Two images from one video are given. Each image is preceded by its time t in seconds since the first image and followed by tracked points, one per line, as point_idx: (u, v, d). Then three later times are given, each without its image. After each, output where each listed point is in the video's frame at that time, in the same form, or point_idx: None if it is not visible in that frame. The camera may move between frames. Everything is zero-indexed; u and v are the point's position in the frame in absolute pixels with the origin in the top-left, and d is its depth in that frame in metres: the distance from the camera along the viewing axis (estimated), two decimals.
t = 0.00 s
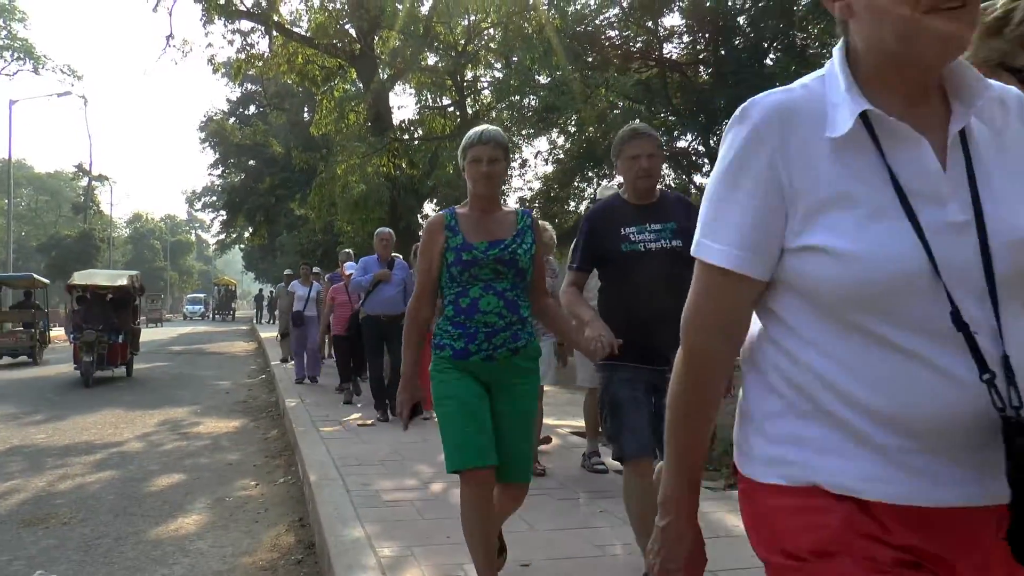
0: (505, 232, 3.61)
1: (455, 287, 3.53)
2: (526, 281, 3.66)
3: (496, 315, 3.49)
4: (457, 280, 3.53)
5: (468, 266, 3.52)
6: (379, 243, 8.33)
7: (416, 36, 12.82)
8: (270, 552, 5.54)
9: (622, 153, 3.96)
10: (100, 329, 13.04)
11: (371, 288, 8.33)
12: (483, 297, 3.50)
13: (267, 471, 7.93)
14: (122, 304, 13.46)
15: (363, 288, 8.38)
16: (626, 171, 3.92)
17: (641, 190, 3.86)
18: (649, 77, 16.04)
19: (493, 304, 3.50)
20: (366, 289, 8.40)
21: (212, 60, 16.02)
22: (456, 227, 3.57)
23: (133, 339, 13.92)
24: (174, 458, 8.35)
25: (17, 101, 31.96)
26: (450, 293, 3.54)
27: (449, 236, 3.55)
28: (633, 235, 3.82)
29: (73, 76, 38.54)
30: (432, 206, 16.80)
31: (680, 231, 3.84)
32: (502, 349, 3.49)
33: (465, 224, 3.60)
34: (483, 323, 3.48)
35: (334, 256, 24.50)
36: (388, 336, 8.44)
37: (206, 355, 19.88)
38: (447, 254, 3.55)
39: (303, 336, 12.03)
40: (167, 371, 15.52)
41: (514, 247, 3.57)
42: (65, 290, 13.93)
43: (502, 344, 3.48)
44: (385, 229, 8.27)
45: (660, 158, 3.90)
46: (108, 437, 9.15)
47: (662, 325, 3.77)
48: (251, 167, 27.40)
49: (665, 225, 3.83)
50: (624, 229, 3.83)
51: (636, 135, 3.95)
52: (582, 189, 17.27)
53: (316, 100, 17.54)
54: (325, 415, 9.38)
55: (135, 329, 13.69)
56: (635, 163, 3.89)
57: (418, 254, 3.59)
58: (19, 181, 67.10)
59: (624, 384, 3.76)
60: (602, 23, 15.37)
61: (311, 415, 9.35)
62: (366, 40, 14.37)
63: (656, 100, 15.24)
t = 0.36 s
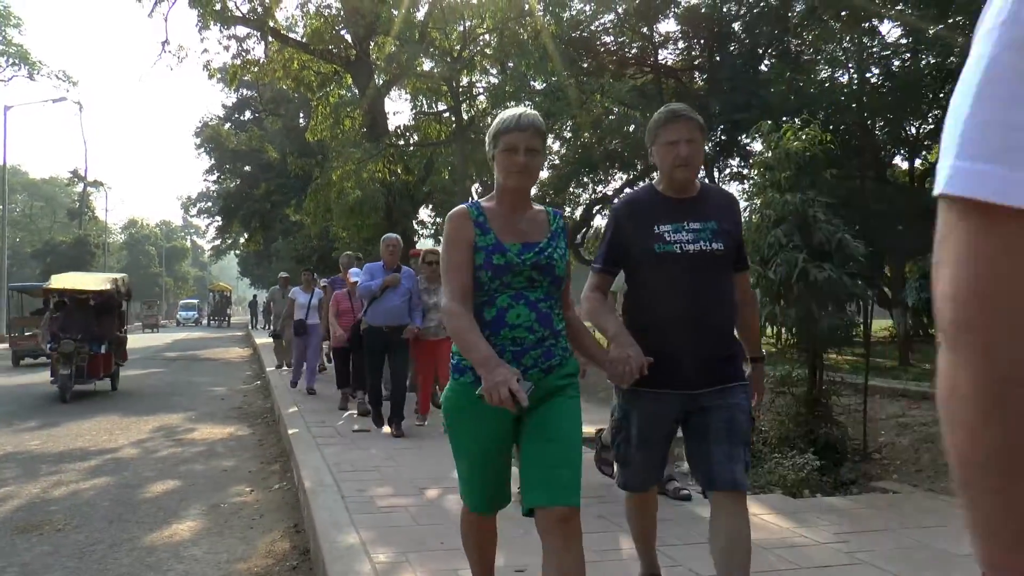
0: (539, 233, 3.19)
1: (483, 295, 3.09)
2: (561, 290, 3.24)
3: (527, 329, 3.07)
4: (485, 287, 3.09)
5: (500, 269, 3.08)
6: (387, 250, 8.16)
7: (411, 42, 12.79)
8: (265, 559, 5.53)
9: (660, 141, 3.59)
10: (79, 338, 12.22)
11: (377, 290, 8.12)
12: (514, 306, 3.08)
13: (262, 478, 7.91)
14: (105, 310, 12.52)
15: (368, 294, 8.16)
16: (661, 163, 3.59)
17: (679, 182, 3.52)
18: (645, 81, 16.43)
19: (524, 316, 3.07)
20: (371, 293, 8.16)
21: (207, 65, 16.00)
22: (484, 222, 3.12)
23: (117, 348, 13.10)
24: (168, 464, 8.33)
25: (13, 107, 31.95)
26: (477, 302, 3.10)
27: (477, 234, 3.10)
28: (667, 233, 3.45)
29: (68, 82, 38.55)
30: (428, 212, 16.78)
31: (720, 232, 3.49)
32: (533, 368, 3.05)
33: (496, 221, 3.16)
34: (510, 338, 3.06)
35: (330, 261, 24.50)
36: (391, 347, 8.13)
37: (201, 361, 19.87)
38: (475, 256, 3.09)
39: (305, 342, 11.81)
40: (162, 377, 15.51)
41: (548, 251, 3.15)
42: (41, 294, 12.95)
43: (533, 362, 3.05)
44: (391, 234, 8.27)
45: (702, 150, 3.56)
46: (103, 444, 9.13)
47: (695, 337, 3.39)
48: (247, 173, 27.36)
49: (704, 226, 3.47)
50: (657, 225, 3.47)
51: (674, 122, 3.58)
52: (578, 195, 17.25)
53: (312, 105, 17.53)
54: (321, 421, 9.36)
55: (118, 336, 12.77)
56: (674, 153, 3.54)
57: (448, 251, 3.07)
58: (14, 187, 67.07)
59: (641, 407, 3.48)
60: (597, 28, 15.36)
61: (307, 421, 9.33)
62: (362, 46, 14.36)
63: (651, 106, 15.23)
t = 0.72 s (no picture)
0: (602, 203, 2.53)
1: (531, 278, 2.43)
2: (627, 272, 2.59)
3: (593, 321, 2.41)
4: (534, 268, 2.42)
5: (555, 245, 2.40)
6: (386, 248, 8.05)
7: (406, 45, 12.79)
8: (259, 563, 5.52)
9: (731, 96, 2.95)
10: (54, 347, 11.09)
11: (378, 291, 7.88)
12: (575, 293, 2.41)
13: (257, 482, 7.89)
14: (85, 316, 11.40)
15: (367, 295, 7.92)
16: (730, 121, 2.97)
17: (750, 148, 2.90)
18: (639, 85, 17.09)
19: (587, 304, 2.41)
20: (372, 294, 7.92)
21: (202, 69, 16.03)
22: (534, 189, 2.45)
23: (99, 360, 11.96)
24: (163, 469, 8.31)
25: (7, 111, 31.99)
26: (525, 287, 2.44)
27: (523, 202, 2.43)
28: (737, 205, 2.81)
29: (62, 85, 38.53)
30: (423, 216, 16.78)
31: (798, 209, 2.87)
32: (598, 368, 2.41)
33: (547, 185, 2.48)
34: (573, 331, 2.40)
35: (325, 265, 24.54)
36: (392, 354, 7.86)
37: (196, 365, 19.89)
38: (518, 230, 2.42)
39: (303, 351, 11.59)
40: (156, 382, 15.53)
41: (616, 224, 2.48)
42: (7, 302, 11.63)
43: (600, 361, 2.42)
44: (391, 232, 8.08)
45: (781, 108, 2.93)
46: (97, 449, 9.11)
47: (782, 338, 2.76)
48: (242, 177, 27.37)
49: (778, 199, 2.85)
50: (723, 194, 2.81)
51: (749, 74, 2.92)
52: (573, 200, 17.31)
53: (307, 109, 17.54)
54: (315, 425, 9.35)
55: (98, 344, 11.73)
56: (745, 111, 2.91)
57: (476, 224, 2.43)
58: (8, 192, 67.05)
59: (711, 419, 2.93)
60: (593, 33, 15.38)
61: (301, 426, 9.32)
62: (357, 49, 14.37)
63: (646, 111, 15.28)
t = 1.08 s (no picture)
0: (679, 185, 2.04)
1: (596, 287, 1.93)
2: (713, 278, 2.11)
3: (681, 340, 1.91)
4: (599, 274, 1.92)
5: (623, 246, 1.90)
6: (387, 240, 7.71)
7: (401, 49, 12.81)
8: (253, 566, 5.52)
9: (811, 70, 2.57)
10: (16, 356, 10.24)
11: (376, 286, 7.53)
12: (657, 304, 1.90)
13: (251, 486, 7.90)
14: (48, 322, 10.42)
15: (365, 289, 7.57)
16: (809, 101, 2.59)
17: (836, 132, 2.52)
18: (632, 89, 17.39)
19: (674, 318, 1.90)
20: (370, 290, 7.56)
21: (197, 73, 16.04)
22: (590, 174, 1.97)
23: (72, 367, 11.13)
24: (157, 472, 8.31)
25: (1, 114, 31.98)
26: (585, 299, 1.95)
27: (577, 190, 1.95)
28: (829, 200, 2.44)
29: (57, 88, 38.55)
30: (417, 218, 16.80)
31: (902, 198, 2.49)
32: (689, 402, 1.93)
33: (606, 168, 2.00)
34: (654, 354, 1.90)
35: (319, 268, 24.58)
36: (392, 354, 7.49)
37: (190, 368, 19.90)
38: (574, 226, 1.94)
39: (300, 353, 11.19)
40: (150, 385, 15.52)
41: (706, 211, 2.00)
42: None
43: (691, 395, 1.92)
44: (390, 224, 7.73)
45: (870, 80, 2.55)
46: (91, 452, 9.11)
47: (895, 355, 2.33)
48: (236, 180, 27.36)
49: (880, 189, 2.47)
50: (815, 190, 2.46)
51: (831, 41, 2.55)
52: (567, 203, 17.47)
53: (301, 112, 17.56)
54: (310, 428, 9.36)
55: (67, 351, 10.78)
56: (829, 87, 2.54)
57: (519, 218, 1.97)
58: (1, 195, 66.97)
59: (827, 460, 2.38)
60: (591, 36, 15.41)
61: (295, 429, 9.33)
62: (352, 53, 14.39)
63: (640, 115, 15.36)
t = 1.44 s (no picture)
0: (816, 159, 1.64)
1: (726, 284, 1.50)
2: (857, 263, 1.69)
3: (832, 356, 1.52)
4: (732, 271, 1.50)
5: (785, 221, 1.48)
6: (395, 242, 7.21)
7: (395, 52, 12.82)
8: (247, 571, 5.51)
9: None
10: None
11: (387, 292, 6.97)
12: (803, 311, 1.49)
13: (245, 490, 7.88)
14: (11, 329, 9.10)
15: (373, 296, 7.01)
16: (973, 32, 2.01)
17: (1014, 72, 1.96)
18: (626, 93, 17.48)
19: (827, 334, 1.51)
20: (378, 298, 6.99)
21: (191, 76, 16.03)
22: (718, 132, 1.53)
23: (37, 380, 9.72)
24: (150, 477, 8.28)
25: None
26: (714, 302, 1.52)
27: (707, 153, 1.51)
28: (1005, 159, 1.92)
29: (50, 90, 38.47)
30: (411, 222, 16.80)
31: None
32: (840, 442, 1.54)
33: (732, 128, 1.57)
34: (796, 377, 1.49)
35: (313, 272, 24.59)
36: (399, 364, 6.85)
37: (184, 373, 19.89)
38: (705, 201, 1.49)
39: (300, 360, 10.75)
40: (144, 389, 15.50)
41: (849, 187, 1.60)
42: None
43: (844, 434, 1.53)
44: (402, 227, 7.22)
45: None
46: (84, 456, 9.07)
47: None
48: (231, 184, 27.34)
49: None
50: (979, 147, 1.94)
51: None
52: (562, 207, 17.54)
53: (295, 115, 17.55)
54: (303, 432, 9.34)
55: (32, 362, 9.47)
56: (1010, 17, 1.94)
57: (636, 182, 1.48)
58: None
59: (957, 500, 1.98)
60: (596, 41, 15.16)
61: (289, 433, 9.31)
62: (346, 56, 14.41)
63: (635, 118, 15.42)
